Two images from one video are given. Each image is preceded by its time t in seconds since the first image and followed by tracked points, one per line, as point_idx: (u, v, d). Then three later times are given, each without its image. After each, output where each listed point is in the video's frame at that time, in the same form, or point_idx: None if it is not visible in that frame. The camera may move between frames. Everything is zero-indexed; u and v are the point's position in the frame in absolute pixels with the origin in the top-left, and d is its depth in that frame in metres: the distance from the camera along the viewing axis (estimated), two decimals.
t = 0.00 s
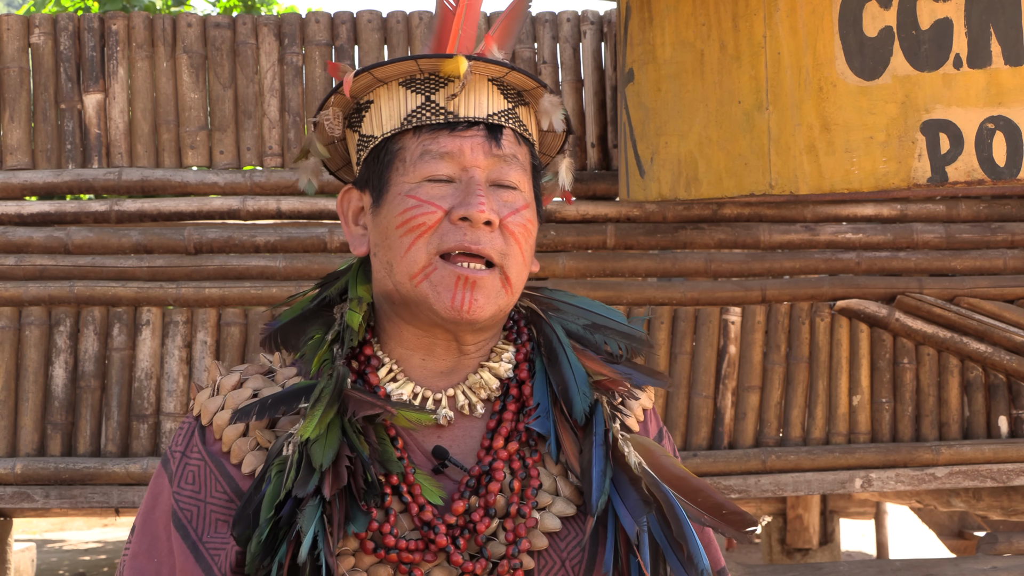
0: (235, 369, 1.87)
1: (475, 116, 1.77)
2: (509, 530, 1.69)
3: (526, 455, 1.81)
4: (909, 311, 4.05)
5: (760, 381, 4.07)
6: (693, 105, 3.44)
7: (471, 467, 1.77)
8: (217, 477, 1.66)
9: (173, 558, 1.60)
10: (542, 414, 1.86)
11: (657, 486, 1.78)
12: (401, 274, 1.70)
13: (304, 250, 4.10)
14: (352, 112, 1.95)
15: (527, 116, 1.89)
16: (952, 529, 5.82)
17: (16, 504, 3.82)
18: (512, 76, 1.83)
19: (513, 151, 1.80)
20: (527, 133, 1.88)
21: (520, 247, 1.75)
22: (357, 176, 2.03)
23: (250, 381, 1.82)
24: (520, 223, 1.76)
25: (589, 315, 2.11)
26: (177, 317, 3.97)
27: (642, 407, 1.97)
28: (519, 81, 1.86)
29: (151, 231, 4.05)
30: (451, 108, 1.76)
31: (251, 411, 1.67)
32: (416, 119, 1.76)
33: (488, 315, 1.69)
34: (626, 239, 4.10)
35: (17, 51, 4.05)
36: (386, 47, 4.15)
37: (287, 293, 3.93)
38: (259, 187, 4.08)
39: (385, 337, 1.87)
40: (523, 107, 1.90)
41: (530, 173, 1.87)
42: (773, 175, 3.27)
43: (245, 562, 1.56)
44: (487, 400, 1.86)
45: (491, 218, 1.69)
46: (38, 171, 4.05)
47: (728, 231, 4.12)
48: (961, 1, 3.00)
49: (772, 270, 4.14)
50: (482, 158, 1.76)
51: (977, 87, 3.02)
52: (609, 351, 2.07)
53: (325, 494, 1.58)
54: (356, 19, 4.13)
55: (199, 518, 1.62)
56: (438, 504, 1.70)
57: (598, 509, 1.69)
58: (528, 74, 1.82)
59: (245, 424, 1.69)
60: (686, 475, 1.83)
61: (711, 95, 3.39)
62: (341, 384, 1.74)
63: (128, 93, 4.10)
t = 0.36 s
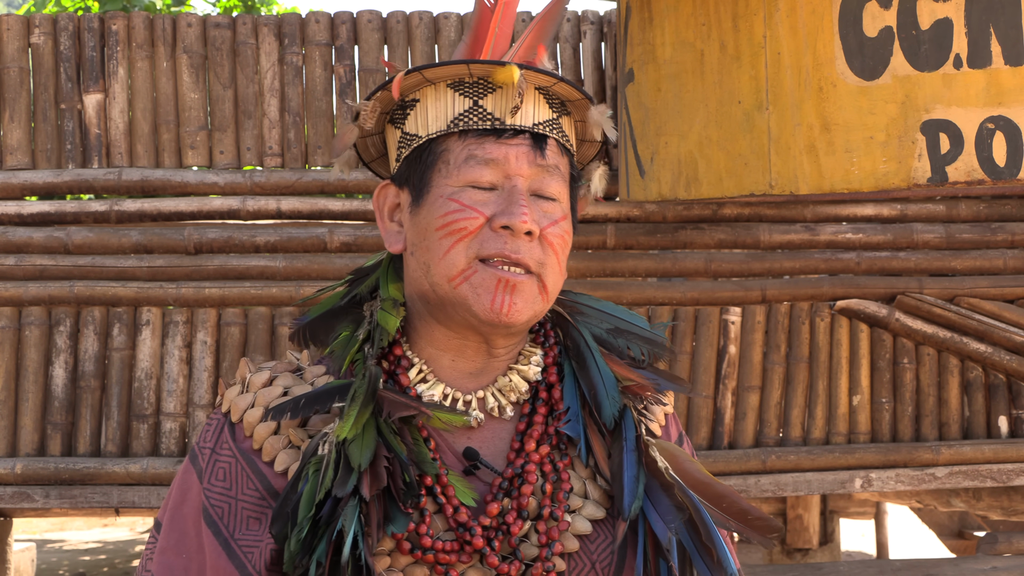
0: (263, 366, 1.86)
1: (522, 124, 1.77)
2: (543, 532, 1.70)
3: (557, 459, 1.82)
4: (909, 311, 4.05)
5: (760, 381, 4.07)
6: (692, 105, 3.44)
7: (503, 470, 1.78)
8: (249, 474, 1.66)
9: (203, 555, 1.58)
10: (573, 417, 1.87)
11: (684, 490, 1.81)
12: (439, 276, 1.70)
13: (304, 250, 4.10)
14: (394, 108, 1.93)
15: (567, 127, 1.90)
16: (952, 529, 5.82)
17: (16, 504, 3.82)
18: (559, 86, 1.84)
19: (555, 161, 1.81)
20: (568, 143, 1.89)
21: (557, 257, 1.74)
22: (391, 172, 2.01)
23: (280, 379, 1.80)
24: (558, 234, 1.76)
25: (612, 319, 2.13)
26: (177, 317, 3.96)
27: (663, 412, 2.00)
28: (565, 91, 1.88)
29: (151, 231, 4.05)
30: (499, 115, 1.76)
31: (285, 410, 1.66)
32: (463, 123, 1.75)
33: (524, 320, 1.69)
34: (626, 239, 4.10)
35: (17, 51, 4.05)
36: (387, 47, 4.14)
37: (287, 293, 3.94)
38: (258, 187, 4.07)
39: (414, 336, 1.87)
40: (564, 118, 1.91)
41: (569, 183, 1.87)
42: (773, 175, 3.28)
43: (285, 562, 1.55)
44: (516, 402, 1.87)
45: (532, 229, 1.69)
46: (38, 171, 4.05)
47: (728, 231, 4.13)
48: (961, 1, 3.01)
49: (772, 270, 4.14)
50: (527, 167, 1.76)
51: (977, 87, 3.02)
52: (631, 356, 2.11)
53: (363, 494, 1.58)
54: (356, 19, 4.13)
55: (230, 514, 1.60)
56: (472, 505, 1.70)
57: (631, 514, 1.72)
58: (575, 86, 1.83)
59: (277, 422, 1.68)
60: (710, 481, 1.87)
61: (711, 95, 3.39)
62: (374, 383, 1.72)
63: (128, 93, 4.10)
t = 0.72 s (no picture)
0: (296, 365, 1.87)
1: (562, 136, 1.74)
2: (574, 534, 1.70)
3: (587, 462, 1.82)
4: (909, 311, 4.05)
5: (760, 381, 4.07)
6: (692, 105, 3.44)
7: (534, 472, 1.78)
8: (283, 475, 1.66)
9: (239, 554, 1.58)
10: (603, 420, 1.85)
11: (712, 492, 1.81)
12: (472, 286, 1.70)
13: (304, 250, 4.09)
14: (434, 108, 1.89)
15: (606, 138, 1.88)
16: (952, 529, 5.82)
17: (15, 504, 3.82)
18: (601, 98, 1.81)
19: (593, 175, 1.78)
20: (605, 154, 1.86)
21: (589, 272, 1.73)
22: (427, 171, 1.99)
23: (312, 379, 1.81)
24: (593, 247, 1.74)
25: (639, 320, 2.09)
26: (177, 317, 3.96)
27: (689, 413, 1.98)
28: (605, 102, 1.85)
29: (151, 231, 4.05)
30: (540, 126, 1.73)
31: (321, 411, 1.65)
32: (502, 133, 1.73)
33: (550, 333, 1.69)
34: (626, 239, 4.10)
35: (17, 51, 4.05)
36: (387, 47, 4.14)
37: (286, 293, 3.94)
38: (258, 187, 4.06)
39: (445, 339, 1.86)
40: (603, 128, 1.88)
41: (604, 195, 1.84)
42: (773, 175, 3.28)
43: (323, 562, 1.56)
44: (546, 405, 1.86)
45: (567, 245, 1.67)
46: (38, 171, 4.05)
47: (728, 231, 4.13)
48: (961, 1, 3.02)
49: (772, 270, 4.14)
50: (564, 181, 1.74)
51: (977, 87, 3.04)
52: (657, 356, 2.08)
53: (401, 495, 1.58)
54: (356, 19, 4.13)
55: (265, 515, 1.60)
56: (504, 508, 1.70)
57: (662, 519, 1.71)
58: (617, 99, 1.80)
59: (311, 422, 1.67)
60: (735, 483, 1.86)
61: (711, 95, 3.39)
62: (407, 385, 1.71)
63: (128, 93, 4.10)
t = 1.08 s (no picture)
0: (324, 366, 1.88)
1: (581, 137, 1.74)
2: (594, 537, 1.69)
3: (609, 464, 1.79)
4: (909, 311, 4.05)
5: (760, 381, 4.07)
6: (692, 105, 3.44)
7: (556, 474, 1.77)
8: (310, 475, 1.68)
9: (267, 553, 1.61)
10: (626, 422, 1.84)
11: (736, 495, 1.79)
12: (494, 286, 1.69)
13: (304, 250, 4.09)
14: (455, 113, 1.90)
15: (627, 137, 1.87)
16: (951, 529, 5.82)
17: (15, 505, 3.82)
18: (620, 98, 1.80)
19: (613, 176, 1.77)
20: (627, 154, 1.85)
21: (610, 271, 1.71)
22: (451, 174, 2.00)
23: (340, 380, 1.82)
24: (613, 247, 1.72)
25: (666, 320, 2.07)
26: (177, 316, 3.96)
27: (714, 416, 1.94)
28: (625, 102, 1.84)
29: (151, 231, 4.05)
30: (559, 128, 1.73)
31: (345, 412, 1.67)
32: (522, 135, 1.73)
33: (573, 328, 1.67)
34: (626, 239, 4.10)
35: (17, 51, 4.05)
36: (386, 47, 4.14)
37: (286, 293, 3.93)
38: (258, 187, 4.06)
39: (471, 339, 1.86)
40: (624, 127, 1.87)
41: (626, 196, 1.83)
42: (773, 175, 3.28)
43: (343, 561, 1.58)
44: (570, 406, 1.85)
45: (586, 246, 1.65)
46: (38, 171, 4.05)
47: (728, 231, 4.13)
48: (961, 1, 3.02)
49: (772, 270, 4.14)
50: (584, 182, 1.73)
51: (977, 87, 3.04)
52: (685, 356, 2.05)
53: (422, 498, 1.60)
54: (356, 19, 4.13)
55: (292, 514, 1.63)
56: (525, 509, 1.69)
57: (683, 523, 1.68)
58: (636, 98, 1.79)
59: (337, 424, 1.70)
60: (761, 485, 1.85)
61: (711, 95, 3.39)
62: (433, 387, 1.72)
63: (128, 93, 4.10)
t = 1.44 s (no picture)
0: (340, 370, 1.88)
1: (582, 134, 1.73)
2: (607, 537, 1.66)
3: (623, 464, 1.77)
4: (909, 311, 4.05)
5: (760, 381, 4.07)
6: (692, 105, 3.43)
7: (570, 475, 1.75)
8: (326, 479, 1.68)
9: (286, 556, 1.63)
10: (638, 423, 1.82)
11: (749, 491, 1.73)
12: (504, 288, 1.68)
13: (304, 250, 4.09)
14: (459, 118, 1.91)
15: (630, 132, 1.85)
16: (951, 529, 5.82)
17: (16, 505, 3.82)
18: (620, 93, 1.79)
19: (617, 170, 1.76)
20: (631, 149, 1.84)
21: (619, 266, 1.71)
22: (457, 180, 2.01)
23: (356, 384, 1.81)
24: (621, 241, 1.72)
25: (682, 316, 2.05)
26: (177, 317, 3.96)
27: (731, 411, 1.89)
28: (626, 96, 1.82)
29: (151, 231, 4.05)
30: (559, 126, 1.72)
31: (361, 415, 1.67)
32: (523, 136, 1.73)
33: (584, 327, 1.66)
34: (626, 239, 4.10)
35: (17, 51, 4.05)
36: (387, 47, 4.14)
37: (286, 293, 3.93)
38: (258, 187, 4.06)
39: (485, 342, 1.86)
40: (627, 122, 1.86)
41: (631, 191, 1.83)
42: (773, 175, 3.28)
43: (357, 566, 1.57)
44: (584, 406, 1.84)
45: (594, 242, 1.65)
46: (38, 171, 4.05)
47: (728, 231, 4.13)
48: (961, 1, 3.02)
49: (772, 270, 4.14)
50: (587, 178, 1.73)
51: (977, 87, 3.04)
52: (702, 352, 2.02)
53: (435, 504, 1.58)
54: (356, 19, 4.13)
55: (310, 518, 1.64)
56: (539, 511, 1.68)
57: (696, 522, 1.66)
58: (636, 92, 1.77)
59: (353, 428, 1.70)
60: (776, 480, 1.77)
61: (711, 95, 3.39)
62: (445, 393, 1.71)
63: (128, 93, 4.10)
